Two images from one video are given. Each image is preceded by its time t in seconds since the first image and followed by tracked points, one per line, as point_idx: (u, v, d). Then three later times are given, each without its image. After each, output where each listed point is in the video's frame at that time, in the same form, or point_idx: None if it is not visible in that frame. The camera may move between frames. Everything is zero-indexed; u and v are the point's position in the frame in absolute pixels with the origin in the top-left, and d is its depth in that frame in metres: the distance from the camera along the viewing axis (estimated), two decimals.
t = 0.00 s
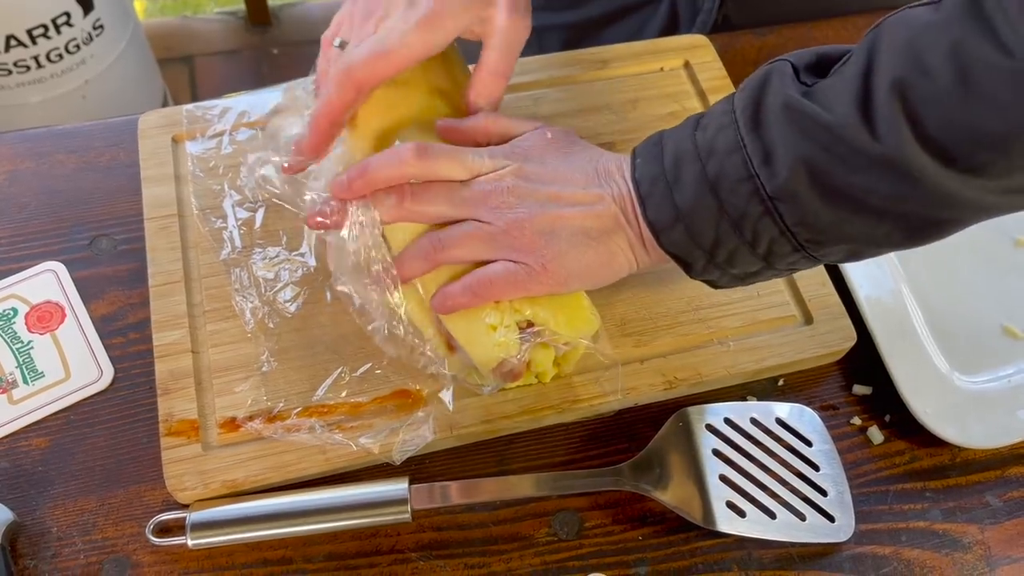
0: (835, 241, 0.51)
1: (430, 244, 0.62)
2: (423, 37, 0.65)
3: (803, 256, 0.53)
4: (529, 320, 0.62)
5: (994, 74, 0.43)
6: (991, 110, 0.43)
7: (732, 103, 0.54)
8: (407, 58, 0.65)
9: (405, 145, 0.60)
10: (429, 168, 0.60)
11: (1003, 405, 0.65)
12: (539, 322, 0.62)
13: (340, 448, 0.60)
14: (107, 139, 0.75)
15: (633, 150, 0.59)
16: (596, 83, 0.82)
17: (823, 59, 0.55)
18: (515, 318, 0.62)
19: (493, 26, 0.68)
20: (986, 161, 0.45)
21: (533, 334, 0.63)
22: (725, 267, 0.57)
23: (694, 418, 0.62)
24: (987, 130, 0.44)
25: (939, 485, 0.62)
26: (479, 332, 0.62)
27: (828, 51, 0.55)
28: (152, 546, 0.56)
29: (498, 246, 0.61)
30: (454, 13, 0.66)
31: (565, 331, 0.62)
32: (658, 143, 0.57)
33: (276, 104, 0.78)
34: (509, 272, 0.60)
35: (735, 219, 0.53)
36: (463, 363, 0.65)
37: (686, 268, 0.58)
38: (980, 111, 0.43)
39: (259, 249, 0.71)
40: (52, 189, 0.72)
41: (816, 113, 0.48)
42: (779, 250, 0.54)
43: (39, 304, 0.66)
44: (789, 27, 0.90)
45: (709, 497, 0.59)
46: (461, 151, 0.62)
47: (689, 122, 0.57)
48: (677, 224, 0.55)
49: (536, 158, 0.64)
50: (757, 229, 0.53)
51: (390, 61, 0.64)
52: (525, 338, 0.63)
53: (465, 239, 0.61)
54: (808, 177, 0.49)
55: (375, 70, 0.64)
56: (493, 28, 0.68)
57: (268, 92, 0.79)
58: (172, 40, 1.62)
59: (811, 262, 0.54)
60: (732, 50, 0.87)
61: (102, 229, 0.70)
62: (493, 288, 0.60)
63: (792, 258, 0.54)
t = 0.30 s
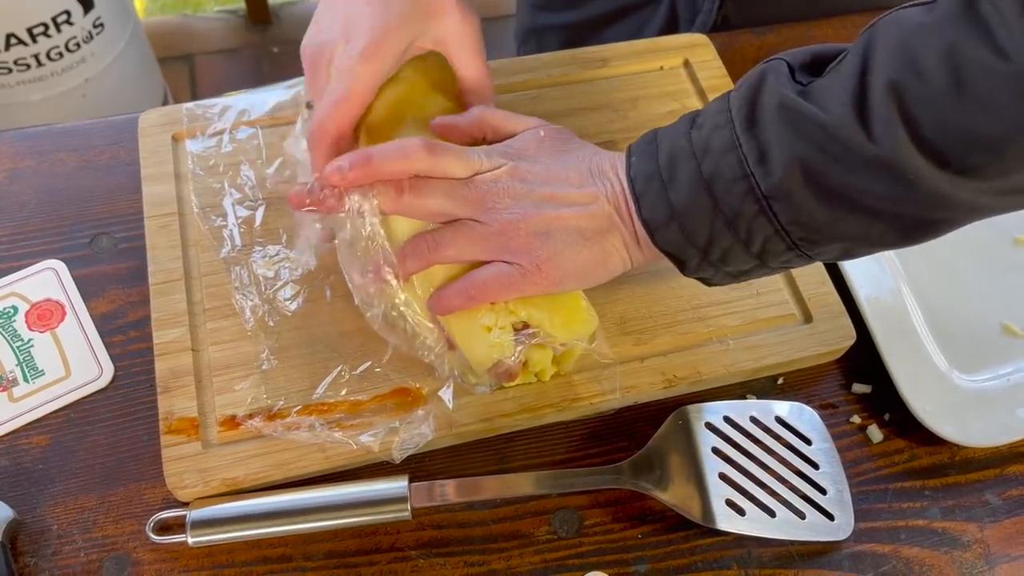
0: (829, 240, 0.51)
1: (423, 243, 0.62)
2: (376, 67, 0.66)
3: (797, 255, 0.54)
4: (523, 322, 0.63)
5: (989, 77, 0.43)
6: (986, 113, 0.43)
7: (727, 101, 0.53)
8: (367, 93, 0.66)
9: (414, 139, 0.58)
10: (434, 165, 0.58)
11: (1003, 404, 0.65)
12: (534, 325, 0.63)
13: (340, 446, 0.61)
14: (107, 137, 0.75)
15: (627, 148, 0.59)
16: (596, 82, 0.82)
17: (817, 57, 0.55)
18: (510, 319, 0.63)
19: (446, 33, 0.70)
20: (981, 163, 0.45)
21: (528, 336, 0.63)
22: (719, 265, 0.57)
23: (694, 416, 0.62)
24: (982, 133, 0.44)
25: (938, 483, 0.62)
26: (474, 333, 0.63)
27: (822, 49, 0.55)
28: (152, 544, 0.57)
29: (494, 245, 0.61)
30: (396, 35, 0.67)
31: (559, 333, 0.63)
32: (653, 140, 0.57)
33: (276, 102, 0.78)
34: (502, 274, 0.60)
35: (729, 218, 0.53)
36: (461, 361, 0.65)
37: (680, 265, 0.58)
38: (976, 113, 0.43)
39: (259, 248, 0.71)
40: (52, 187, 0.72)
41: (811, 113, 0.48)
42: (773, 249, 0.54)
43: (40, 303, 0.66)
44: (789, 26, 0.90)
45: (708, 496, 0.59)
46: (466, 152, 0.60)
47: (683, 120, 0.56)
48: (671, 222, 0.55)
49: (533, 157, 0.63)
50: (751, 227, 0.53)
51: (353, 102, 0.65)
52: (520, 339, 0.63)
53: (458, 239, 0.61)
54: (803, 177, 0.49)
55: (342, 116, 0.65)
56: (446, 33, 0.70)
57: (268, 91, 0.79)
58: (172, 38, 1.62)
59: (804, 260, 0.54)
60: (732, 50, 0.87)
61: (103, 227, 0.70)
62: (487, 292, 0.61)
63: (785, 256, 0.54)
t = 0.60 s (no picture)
0: (817, 235, 0.51)
1: (414, 249, 0.61)
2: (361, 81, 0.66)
3: (785, 250, 0.53)
4: (518, 321, 0.62)
5: (978, 74, 0.42)
6: (974, 111, 0.43)
7: (717, 95, 0.53)
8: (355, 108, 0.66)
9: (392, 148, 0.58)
10: (416, 170, 0.58)
11: (1003, 401, 0.65)
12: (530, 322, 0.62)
13: (340, 443, 0.61)
14: (107, 135, 0.75)
15: (619, 141, 0.58)
16: (595, 80, 0.82)
17: (809, 53, 0.55)
18: (505, 319, 0.62)
19: (422, 36, 0.68)
20: (969, 161, 0.45)
21: (523, 334, 0.62)
22: (708, 260, 0.56)
23: (694, 413, 0.62)
24: (970, 131, 0.43)
25: (937, 481, 0.63)
26: (468, 335, 0.63)
27: (814, 45, 0.55)
28: (152, 540, 0.57)
29: (483, 246, 0.60)
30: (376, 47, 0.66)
31: (555, 331, 0.62)
32: (644, 134, 0.57)
33: (276, 99, 0.78)
34: (496, 274, 0.60)
35: (717, 212, 0.53)
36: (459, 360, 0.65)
37: (669, 260, 0.58)
38: (963, 111, 0.43)
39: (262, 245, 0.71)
40: (52, 184, 0.72)
41: (800, 108, 0.48)
42: (761, 244, 0.53)
43: (40, 300, 0.66)
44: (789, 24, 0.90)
45: (708, 493, 0.59)
46: (448, 154, 0.60)
47: (674, 114, 0.56)
48: (660, 216, 0.55)
49: (517, 156, 0.62)
50: (739, 222, 0.52)
51: (342, 119, 0.65)
52: (515, 338, 0.62)
53: (449, 243, 0.60)
54: (790, 172, 0.49)
55: (335, 135, 0.65)
56: (420, 37, 0.68)
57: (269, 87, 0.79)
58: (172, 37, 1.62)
59: (793, 256, 0.54)
60: (731, 48, 0.87)
61: (102, 224, 0.70)
62: (481, 293, 0.60)
63: (773, 251, 0.54)
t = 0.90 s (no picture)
0: (804, 241, 0.51)
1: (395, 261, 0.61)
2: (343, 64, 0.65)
3: (772, 255, 0.53)
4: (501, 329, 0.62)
5: (968, 78, 0.42)
6: (964, 115, 0.43)
7: (705, 96, 0.53)
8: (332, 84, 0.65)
9: (367, 166, 0.58)
10: (391, 185, 0.58)
11: (1001, 403, 0.65)
12: (514, 331, 0.62)
13: (339, 445, 0.61)
14: (107, 136, 0.75)
15: (604, 143, 0.57)
16: (595, 82, 0.82)
17: (798, 57, 0.55)
18: (487, 328, 0.62)
19: (422, 34, 0.68)
20: (958, 167, 0.45)
21: (508, 342, 0.63)
22: (693, 265, 0.56)
23: (692, 415, 0.62)
24: (960, 136, 0.43)
25: (935, 482, 0.63)
26: (452, 346, 0.63)
27: (803, 49, 0.55)
28: (152, 541, 0.57)
29: (462, 257, 0.60)
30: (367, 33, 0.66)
31: (539, 339, 0.62)
32: (630, 135, 0.56)
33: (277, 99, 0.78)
34: (472, 285, 0.59)
35: (703, 215, 0.52)
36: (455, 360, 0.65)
37: (653, 264, 0.57)
38: (954, 115, 0.43)
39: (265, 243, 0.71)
40: (53, 185, 0.72)
41: (789, 110, 0.48)
42: (748, 249, 0.53)
43: (40, 300, 0.66)
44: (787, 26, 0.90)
45: (706, 494, 0.59)
46: (424, 166, 0.60)
47: (661, 115, 0.56)
48: (645, 218, 0.54)
49: (497, 162, 0.61)
50: (725, 225, 0.52)
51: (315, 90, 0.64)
52: (497, 347, 0.63)
53: (427, 255, 0.60)
54: (778, 175, 0.48)
55: (282, 133, 0.64)
56: (419, 36, 0.68)
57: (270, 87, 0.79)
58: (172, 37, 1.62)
59: (779, 262, 0.54)
60: (730, 49, 0.88)
61: (103, 225, 0.71)
62: (459, 306, 0.60)
63: (760, 256, 0.53)
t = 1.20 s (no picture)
0: (782, 237, 0.49)
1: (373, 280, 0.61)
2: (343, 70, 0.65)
3: (748, 252, 0.52)
4: (477, 336, 0.61)
5: (959, 71, 0.42)
6: (953, 109, 0.42)
7: (686, 83, 0.51)
8: (327, 83, 0.65)
9: (326, 197, 0.59)
10: (351, 212, 0.59)
11: (1004, 401, 0.65)
12: (492, 337, 0.61)
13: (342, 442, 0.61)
14: (109, 133, 0.75)
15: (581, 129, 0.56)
16: (597, 79, 0.82)
17: (782, 52, 0.55)
18: (464, 335, 0.61)
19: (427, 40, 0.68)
20: (943, 165, 0.44)
21: (485, 350, 0.61)
22: (666, 258, 0.54)
23: (695, 413, 0.62)
24: (947, 130, 0.43)
25: (939, 481, 0.63)
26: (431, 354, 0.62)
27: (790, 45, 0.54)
28: (155, 538, 0.57)
29: (428, 267, 0.59)
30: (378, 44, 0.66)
31: (516, 343, 0.62)
32: (608, 121, 0.54)
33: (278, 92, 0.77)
34: (441, 296, 0.59)
35: (680, 205, 0.51)
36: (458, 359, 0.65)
37: (626, 256, 0.56)
38: (942, 109, 0.43)
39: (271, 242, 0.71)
40: (55, 182, 0.72)
41: (773, 99, 0.47)
42: (724, 244, 0.52)
43: (43, 297, 0.66)
44: (790, 25, 0.90)
45: (710, 492, 0.59)
46: (383, 183, 0.59)
47: (640, 103, 0.54)
48: (620, 207, 0.53)
49: (457, 168, 0.60)
50: (701, 217, 0.50)
51: (306, 84, 0.64)
52: (475, 356, 0.61)
53: (397, 272, 0.60)
54: (757, 166, 0.47)
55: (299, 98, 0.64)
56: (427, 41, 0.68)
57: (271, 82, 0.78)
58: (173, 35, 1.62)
59: (755, 260, 0.52)
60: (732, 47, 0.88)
61: (105, 222, 0.70)
62: (429, 317, 0.59)
63: (736, 252, 0.52)
